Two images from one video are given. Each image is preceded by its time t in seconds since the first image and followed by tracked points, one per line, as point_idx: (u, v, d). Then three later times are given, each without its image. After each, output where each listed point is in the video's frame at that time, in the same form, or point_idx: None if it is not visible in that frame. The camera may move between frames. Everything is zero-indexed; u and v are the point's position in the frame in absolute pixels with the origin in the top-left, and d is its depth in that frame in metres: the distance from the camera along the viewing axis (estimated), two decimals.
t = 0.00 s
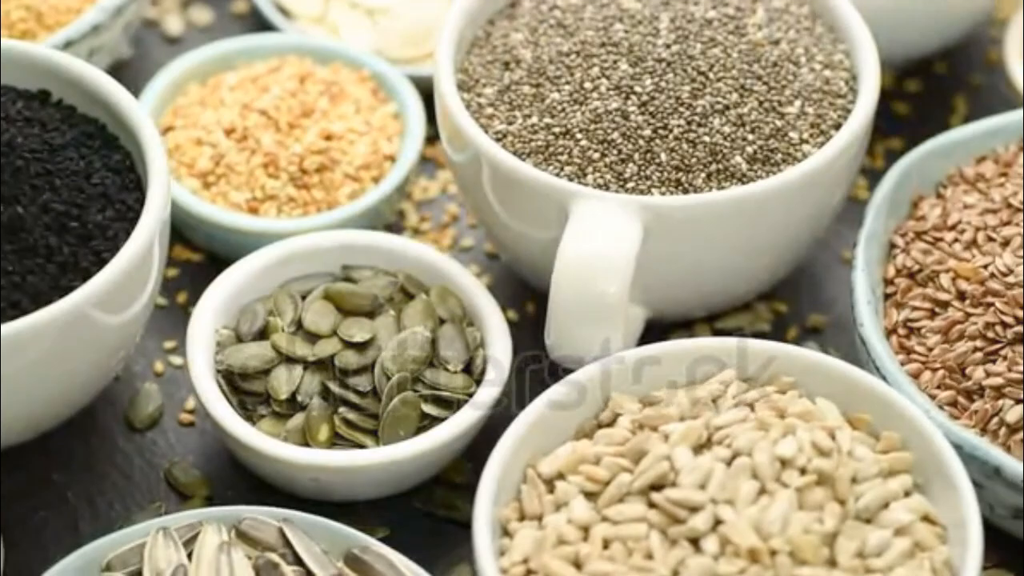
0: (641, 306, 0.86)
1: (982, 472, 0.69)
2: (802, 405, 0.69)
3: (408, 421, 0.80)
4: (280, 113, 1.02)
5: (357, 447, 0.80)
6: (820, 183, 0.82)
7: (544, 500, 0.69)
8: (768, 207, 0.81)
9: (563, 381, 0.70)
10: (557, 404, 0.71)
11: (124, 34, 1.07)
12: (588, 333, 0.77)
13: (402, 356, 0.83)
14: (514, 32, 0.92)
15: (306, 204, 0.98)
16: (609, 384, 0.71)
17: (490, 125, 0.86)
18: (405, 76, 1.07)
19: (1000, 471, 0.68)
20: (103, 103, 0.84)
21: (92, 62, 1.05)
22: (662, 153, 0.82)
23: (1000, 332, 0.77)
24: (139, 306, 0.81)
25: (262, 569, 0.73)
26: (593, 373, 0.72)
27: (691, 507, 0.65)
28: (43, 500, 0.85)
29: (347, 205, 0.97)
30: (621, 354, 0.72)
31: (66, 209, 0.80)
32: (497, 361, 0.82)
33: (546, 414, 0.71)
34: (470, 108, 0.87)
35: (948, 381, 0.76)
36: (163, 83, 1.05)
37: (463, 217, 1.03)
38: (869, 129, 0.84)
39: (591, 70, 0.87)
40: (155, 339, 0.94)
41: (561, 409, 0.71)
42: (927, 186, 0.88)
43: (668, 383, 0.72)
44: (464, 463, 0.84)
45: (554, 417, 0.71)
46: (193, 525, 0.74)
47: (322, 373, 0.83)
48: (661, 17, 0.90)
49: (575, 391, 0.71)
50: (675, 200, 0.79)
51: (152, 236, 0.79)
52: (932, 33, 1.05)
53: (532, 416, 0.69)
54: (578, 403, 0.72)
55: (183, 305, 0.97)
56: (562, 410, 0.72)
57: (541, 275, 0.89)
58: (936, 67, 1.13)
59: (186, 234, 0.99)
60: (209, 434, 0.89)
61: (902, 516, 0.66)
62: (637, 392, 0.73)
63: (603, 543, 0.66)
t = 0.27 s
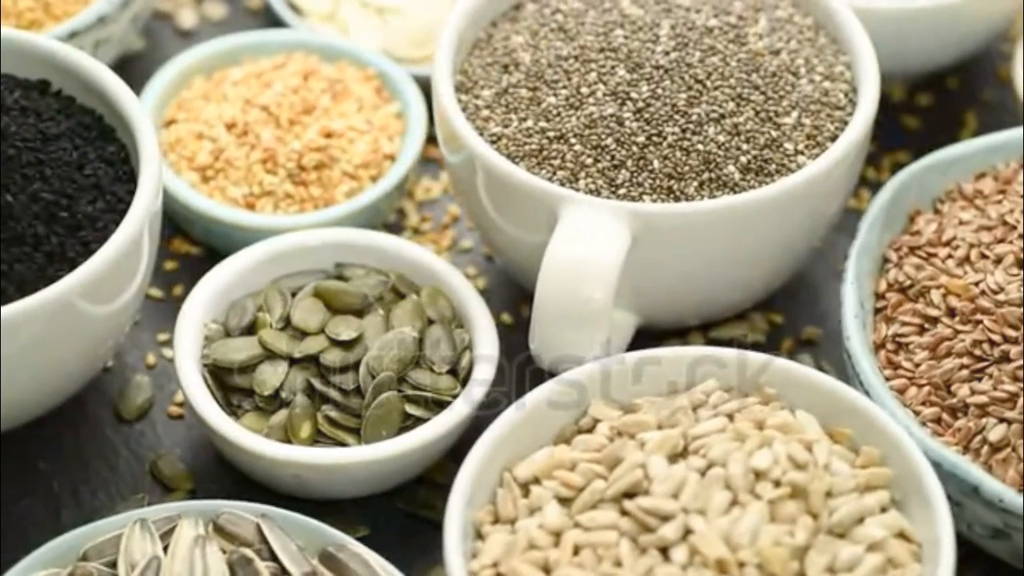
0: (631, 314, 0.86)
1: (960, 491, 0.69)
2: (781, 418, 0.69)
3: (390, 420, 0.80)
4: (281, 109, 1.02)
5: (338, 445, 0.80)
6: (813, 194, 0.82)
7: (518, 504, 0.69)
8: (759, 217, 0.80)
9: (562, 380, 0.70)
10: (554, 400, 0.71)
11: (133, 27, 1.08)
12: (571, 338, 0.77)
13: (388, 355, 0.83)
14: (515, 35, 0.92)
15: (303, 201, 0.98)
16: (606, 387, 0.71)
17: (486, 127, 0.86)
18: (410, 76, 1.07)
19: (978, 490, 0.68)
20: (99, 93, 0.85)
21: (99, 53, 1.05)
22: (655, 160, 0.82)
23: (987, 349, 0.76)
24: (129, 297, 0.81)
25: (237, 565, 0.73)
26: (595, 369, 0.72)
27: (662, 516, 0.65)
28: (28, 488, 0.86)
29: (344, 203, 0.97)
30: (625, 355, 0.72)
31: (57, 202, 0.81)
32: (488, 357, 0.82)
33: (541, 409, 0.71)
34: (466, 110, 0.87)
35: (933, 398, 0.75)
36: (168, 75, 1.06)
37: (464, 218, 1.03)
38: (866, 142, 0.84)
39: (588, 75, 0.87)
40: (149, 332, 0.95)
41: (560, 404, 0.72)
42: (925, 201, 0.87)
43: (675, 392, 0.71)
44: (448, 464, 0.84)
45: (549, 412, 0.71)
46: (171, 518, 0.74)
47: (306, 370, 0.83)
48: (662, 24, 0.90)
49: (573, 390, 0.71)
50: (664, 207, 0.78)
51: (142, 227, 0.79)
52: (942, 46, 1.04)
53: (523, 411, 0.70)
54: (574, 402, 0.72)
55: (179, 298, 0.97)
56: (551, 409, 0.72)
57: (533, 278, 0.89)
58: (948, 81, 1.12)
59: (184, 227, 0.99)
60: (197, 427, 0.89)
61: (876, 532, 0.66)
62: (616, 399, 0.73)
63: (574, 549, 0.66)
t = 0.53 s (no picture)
0: (624, 320, 0.86)
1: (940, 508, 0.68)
2: (762, 428, 0.69)
3: (375, 420, 0.80)
4: (283, 105, 1.03)
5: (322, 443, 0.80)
6: (806, 205, 0.81)
7: (495, 507, 0.69)
8: (750, 227, 0.80)
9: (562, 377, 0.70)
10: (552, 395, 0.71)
11: (141, 20, 1.08)
12: (558, 342, 0.77)
13: (375, 355, 0.83)
14: (516, 37, 0.92)
15: (301, 198, 0.98)
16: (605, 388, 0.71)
17: (481, 129, 0.86)
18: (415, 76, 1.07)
19: (956, 506, 0.67)
20: (97, 85, 0.85)
21: (106, 45, 1.05)
22: (648, 167, 0.82)
23: (974, 365, 0.75)
24: (120, 287, 0.82)
25: (212, 559, 0.73)
26: (597, 370, 0.72)
27: (636, 523, 0.66)
28: (16, 477, 0.86)
29: (341, 201, 0.97)
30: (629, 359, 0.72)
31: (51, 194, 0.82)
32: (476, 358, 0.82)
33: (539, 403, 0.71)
34: (463, 112, 0.87)
35: (918, 413, 0.74)
36: (173, 69, 1.06)
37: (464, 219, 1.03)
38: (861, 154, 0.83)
39: (586, 79, 0.87)
40: (144, 325, 0.95)
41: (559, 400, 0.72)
42: (922, 216, 0.86)
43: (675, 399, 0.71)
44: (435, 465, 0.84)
45: (546, 409, 0.72)
46: (151, 510, 0.75)
47: (293, 367, 0.83)
48: (663, 30, 0.90)
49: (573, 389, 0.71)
50: (654, 214, 0.78)
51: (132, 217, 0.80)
52: (949, 59, 1.04)
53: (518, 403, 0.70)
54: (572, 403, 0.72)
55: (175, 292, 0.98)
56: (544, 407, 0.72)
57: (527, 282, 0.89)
58: (959, 94, 1.11)
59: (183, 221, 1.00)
60: (186, 421, 0.89)
61: (850, 546, 0.66)
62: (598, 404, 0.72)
63: (547, 553, 0.66)
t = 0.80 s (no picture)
0: (615, 327, 0.85)
1: (913, 526, 0.68)
2: (737, 440, 0.69)
3: (356, 418, 0.80)
4: (285, 101, 1.03)
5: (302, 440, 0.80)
6: (797, 217, 0.81)
7: (467, 510, 0.69)
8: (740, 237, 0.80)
9: (561, 377, 0.70)
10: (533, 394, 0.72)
11: (152, 13, 1.09)
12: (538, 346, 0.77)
13: (360, 353, 0.83)
14: (517, 40, 0.92)
15: (298, 194, 0.99)
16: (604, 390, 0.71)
17: (476, 131, 0.86)
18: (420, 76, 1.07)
19: (930, 525, 0.67)
20: (96, 77, 0.86)
21: (115, 36, 1.06)
22: (639, 174, 0.82)
23: (957, 384, 0.73)
24: (110, 276, 0.83)
25: (184, 552, 0.73)
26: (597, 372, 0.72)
27: (603, 530, 0.66)
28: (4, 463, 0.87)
29: (338, 199, 0.97)
30: (630, 364, 0.72)
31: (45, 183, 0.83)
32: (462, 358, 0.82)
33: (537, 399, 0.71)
34: (459, 113, 0.87)
35: (900, 430, 0.74)
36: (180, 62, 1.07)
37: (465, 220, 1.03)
38: (856, 168, 0.83)
39: (582, 85, 0.86)
40: (140, 316, 0.96)
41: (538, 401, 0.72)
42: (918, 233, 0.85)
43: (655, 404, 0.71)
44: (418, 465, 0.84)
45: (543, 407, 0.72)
46: (128, 501, 0.75)
47: (278, 364, 0.84)
48: (663, 38, 0.89)
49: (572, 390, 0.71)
50: (642, 221, 0.78)
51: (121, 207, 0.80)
52: (958, 74, 1.03)
53: (517, 398, 0.70)
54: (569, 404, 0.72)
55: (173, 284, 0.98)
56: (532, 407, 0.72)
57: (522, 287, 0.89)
58: (972, 110, 1.11)
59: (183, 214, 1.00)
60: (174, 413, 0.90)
61: (819, 561, 0.66)
62: (576, 410, 0.72)
63: (514, 558, 0.66)
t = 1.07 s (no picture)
0: (605, 332, 0.85)
1: (889, 540, 0.68)
2: (715, 449, 0.69)
3: (341, 416, 0.80)
4: (286, 98, 1.04)
5: (286, 437, 0.80)
6: (788, 228, 0.80)
7: (443, 511, 0.69)
8: (729, 246, 0.79)
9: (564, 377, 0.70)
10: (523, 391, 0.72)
11: (162, 8, 1.09)
12: (522, 349, 0.77)
13: (348, 352, 0.83)
14: (516, 43, 0.92)
15: (296, 191, 0.99)
16: (604, 394, 0.70)
17: (471, 133, 0.86)
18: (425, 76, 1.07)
19: (906, 541, 0.66)
20: (97, 69, 0.87)
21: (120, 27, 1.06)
22: (631, 180, 0.81)
23: (942, 400, 0.73)
24: (99, 265, 0.84)
25: (162, 545, 0.73)
26: (597, 373, 0.72)
27: (576, 536, 0.65)
28: None
29: (336, 197, 0.98)
30: (632, 367, 0.72)
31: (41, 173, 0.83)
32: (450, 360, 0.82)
33: (538, 397, 0.72)
34: (455, 114, 0.87)
35: (883, 444, 0.73)
36: (185, 56, 1.08)
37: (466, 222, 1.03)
38: (850, 179, 0.82)
39: (579, 89, 0.86)
40: (136, 310, 0.96)
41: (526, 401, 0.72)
42: (911, 247, 0.85)
43: (643, 408, 0.71)
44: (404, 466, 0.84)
45: (544, 405, 0.72)
46: (110, 494, 0.75)
47: (266, 360, 0.84)
48: (663, 44, 0.89)
49: (573, 390, 0.71)
50: (631, 228, 0.78)
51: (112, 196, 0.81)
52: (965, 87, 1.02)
53: (521, 395, 0.70)
54: (568, 404, 0.72)
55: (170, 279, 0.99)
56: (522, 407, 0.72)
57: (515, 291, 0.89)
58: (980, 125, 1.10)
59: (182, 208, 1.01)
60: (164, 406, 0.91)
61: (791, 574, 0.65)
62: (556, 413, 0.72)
63: (486, 561, 0.66)
